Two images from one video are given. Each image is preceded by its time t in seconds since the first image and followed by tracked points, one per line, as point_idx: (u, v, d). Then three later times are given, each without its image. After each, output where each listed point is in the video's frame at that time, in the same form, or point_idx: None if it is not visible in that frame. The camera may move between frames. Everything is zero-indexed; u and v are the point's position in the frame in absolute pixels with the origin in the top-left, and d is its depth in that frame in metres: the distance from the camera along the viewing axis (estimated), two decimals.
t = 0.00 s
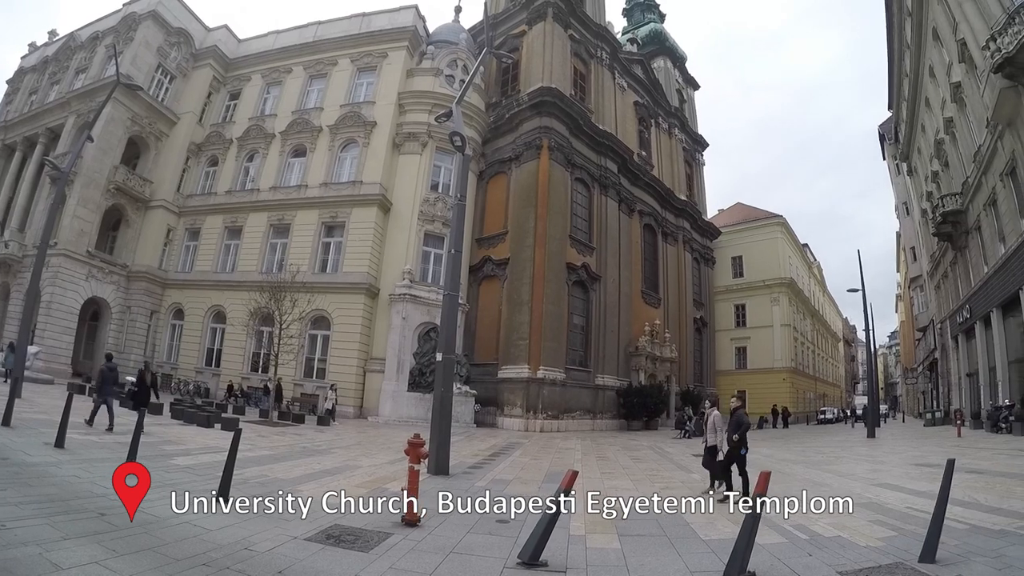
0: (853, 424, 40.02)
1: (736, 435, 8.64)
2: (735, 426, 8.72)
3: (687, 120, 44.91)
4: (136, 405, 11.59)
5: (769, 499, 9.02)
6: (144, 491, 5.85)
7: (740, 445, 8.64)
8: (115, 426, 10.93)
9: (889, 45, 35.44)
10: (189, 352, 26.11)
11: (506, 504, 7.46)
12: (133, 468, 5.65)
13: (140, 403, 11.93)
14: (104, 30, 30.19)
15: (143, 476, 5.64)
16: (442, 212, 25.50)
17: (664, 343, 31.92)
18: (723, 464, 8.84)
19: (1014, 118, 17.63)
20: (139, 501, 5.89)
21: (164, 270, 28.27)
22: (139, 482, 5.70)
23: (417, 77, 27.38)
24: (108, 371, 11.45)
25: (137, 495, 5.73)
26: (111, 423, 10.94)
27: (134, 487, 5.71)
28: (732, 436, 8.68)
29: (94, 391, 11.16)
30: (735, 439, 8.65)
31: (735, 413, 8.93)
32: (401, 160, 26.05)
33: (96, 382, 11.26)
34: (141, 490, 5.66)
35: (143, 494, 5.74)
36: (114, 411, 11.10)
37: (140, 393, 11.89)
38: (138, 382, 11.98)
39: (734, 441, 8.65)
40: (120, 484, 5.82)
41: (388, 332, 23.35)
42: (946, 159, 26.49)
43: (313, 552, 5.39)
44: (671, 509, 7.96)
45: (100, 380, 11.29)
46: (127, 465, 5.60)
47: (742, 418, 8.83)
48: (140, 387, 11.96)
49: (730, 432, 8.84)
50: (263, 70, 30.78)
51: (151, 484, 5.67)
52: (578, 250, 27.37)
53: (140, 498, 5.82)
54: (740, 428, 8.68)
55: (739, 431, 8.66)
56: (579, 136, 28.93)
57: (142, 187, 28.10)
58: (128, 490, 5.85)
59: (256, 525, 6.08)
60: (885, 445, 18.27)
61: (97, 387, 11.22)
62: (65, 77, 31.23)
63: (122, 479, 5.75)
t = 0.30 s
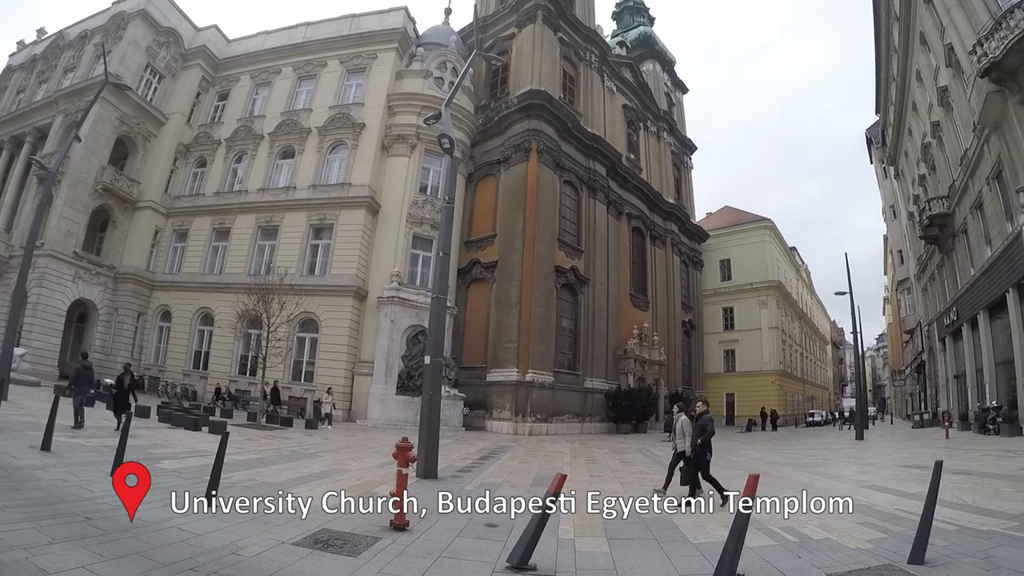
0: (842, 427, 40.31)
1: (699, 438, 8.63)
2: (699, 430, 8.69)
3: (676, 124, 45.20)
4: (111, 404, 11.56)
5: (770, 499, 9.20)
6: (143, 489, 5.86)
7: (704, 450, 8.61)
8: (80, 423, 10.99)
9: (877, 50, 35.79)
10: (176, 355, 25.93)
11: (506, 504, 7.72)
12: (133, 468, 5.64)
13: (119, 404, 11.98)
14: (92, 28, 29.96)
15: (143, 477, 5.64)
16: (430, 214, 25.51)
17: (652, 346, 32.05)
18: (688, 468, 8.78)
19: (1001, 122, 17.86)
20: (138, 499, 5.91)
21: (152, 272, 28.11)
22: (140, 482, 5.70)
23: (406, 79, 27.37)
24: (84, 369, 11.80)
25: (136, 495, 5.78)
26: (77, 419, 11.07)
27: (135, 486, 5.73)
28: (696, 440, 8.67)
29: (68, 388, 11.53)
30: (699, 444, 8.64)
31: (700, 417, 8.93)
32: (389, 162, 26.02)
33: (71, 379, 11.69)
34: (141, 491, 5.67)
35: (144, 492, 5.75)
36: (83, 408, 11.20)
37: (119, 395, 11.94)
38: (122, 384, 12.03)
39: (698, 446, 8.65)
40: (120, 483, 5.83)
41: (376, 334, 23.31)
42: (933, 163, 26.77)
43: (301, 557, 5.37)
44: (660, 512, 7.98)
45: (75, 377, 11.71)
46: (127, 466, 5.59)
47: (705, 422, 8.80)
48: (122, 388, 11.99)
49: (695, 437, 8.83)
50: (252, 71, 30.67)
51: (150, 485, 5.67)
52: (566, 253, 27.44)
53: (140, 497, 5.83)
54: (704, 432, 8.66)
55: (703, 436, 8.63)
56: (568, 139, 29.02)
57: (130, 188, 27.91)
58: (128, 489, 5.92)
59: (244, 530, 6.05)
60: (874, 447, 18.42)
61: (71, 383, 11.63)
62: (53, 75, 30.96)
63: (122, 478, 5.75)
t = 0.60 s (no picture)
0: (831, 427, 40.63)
1: (665, 441, 8.34)
2: (666, 432, 8.41)
3: (664, 128, 45.49)
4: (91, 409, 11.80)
5: (770, 500, 9.34)
6: (142, 490, 5.96)
7: (671, 453, 8.35)
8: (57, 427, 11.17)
9: (863, 53, 36.17)
10: (164, 362, 25.74)
11: (505, 504, 8.10)
12: (133, 468, 5.75)
13: (99, 410, 12.18)
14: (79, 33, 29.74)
15: (142, 476, 5.74)
16: (419, 219, 25.54)
17: (641, 349, 32.16)
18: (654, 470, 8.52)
19: (986, 124, 18.10)
20: (137, 498, 6.03)
21: (139, 278, 27.93)
22: (139, 481, 5.79)
23: (394, 84, 27.38)
24: (62, 376, 12.17)
25: (136, 495, 5.94)
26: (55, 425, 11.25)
27: (135, 485, 5.81)
28: (663, 443, 8.39)
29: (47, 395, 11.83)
30: (666, 446, 8.35)
31: (669, 418, 8.64)
32: (378, 167, 26.02)
33: (51, 387, 12.06)
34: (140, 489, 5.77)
35: (144, 490, 5.86)
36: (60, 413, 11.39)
37: (98, 400, 12.18)
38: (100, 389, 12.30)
39: (664, 448, 8.37)
40: (121, 482, 5.94)
41: (365, 340, 23.27)
42: (920, 165, 27.07)
43: (292, 564, 5.35)
44: (650, 514, 8.03)
45: (54, 385, 12.09)
46: (127, 465, 5.72)
47: (673, 424, 8.53)
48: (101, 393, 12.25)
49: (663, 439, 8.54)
50: (240, 76, 30.57)
51: (148, 484, 5.77)
52: (555, 257, 27.50)
53: (139, 496, 5.95)
54: (670, 434, 8.38)
55: (669, 438, 8.35)
56: (556, 143, 29.12)
57: (117, 194, 27.70)
58: (128, 490, 6.07)
59: (234, 537, 6.01)
60: (863, 446, 18.56)
61: (50, 391, 11.97)
62: (39, 80, 30.70)
63: (123, 477, 5.85)
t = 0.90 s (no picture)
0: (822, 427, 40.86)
1: (630, 446, 8.44)
2: (631, 437, 8.52)
3: (653, 131, 45.76)
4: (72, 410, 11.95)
5: (762, 500, 9.39)
6: (141, 489, 5.99)
7: (637, 457, 8.47)
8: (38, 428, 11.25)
9: (850, 55, 36.53)
10: (153, 367, 25.56)
11: (499, 506, 8.14)
12: (132, 467, 5.79)
13: (80, 412, 12.30)
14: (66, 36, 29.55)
15: (142, 475, 5.78)
16: (408, 223, 25.55)
17: (632, 351, 32.24)
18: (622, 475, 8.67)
19: (973, 124, 18.30)
20: (137, 497, 6.05)
21: (128, 283, 27.72)
22: (139, 480, 5.83)
23: (383, 87, 27.37)
24: (41, 380, 12.28)
25: (136, 494, 5.96)
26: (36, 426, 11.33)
27: (135, 485, 5.85)
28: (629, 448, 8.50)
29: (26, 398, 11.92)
30: (631, 452, 8.46)
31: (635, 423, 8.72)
32: (366, 171, 26.00)
33: (30, 391, 12.15)
34: (141, 489, 5.82)
35: (144, 490, 5.89)
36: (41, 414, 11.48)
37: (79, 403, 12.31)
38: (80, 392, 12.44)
39: (630, 453, 8.48)
40: (120, 482, 5.96)
41: (354, 344, 23.20)
42: (907, 166, 27.34)
43: (284, 569, 5.33)
44: (641, 516, 8.06)
45: (33, 388, 12.18)
46: (126, 465, 5.75)
47: (640, 429, 8.61)
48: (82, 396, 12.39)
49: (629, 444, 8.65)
50: (229, 80, 30.48)
51: (149, 484, 5.81)
52: (544, 260, 27.55)
53: (139, 496, 5.98)
54: (636, 439, 8.49)
55: (635, 443, 8.45)
56: (544, 146, 29.22)
57: (105, 198, 27.53)
58: (128, 490, 6.08)
59: (225, 543, 5.98)
60: (854, 446, 18.66)
61: (29, 394, 12.06)
62: (26, 83, 30.47)
63: (122, 477, 5.88)
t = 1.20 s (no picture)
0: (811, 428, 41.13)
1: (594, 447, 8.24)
2: (596, 438, 8.33)
3: (643, 132, 45.94)
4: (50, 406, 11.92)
5: (750, 502, 9.46)
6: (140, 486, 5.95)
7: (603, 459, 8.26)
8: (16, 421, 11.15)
9: (841, 58, 36.83)
10: (141, 369, 25.38)
11: (487, 510, 8.15)
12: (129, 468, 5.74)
13: (59, 410, 12.26)
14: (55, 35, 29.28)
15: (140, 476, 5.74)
16: (398, 224, 25.53)
17: (621, 352, 32.35)
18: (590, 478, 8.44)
19: (963, 128, 18.51)
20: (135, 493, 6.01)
21: (117, 284, 27.50)
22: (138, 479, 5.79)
23: (373, 88, 27.30)
24: (19, 380, 12.29)
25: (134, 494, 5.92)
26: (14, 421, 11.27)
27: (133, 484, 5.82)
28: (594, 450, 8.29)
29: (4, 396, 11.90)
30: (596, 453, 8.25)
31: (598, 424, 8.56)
32: (356, 172, 25.95)
33: (7, 390, 12.13)
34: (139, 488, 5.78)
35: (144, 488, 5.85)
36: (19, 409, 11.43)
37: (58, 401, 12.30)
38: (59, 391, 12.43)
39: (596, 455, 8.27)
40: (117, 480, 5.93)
41: (343, 345, 23.15)
42: (897, 168, 27.59)
43: (272, 572, 5.32)
44: (629, 517, 8.11)
45: (10, 387, 12.18)
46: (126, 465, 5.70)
47: (603, 430, 8.43)
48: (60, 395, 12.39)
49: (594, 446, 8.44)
50: (219, 79, 30.32)
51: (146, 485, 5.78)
52: (534, 262, 27.59)
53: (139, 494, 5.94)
54: (600, 439, 8.29)
55: (600, 444, 8.25)
56: (534, 148, 29.26)
57: (93, 198, 27.31)
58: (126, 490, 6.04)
59: (212, 547, 5.96)
60: (842, 447, 18.84)
61: (7, 393, 12.04)
62: (15, 82, 30.16)
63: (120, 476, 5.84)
